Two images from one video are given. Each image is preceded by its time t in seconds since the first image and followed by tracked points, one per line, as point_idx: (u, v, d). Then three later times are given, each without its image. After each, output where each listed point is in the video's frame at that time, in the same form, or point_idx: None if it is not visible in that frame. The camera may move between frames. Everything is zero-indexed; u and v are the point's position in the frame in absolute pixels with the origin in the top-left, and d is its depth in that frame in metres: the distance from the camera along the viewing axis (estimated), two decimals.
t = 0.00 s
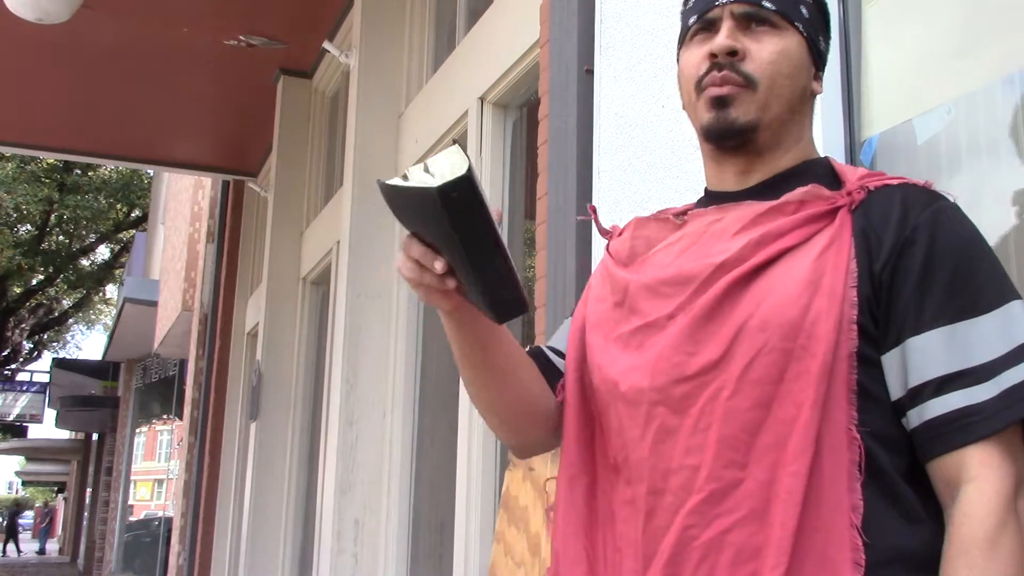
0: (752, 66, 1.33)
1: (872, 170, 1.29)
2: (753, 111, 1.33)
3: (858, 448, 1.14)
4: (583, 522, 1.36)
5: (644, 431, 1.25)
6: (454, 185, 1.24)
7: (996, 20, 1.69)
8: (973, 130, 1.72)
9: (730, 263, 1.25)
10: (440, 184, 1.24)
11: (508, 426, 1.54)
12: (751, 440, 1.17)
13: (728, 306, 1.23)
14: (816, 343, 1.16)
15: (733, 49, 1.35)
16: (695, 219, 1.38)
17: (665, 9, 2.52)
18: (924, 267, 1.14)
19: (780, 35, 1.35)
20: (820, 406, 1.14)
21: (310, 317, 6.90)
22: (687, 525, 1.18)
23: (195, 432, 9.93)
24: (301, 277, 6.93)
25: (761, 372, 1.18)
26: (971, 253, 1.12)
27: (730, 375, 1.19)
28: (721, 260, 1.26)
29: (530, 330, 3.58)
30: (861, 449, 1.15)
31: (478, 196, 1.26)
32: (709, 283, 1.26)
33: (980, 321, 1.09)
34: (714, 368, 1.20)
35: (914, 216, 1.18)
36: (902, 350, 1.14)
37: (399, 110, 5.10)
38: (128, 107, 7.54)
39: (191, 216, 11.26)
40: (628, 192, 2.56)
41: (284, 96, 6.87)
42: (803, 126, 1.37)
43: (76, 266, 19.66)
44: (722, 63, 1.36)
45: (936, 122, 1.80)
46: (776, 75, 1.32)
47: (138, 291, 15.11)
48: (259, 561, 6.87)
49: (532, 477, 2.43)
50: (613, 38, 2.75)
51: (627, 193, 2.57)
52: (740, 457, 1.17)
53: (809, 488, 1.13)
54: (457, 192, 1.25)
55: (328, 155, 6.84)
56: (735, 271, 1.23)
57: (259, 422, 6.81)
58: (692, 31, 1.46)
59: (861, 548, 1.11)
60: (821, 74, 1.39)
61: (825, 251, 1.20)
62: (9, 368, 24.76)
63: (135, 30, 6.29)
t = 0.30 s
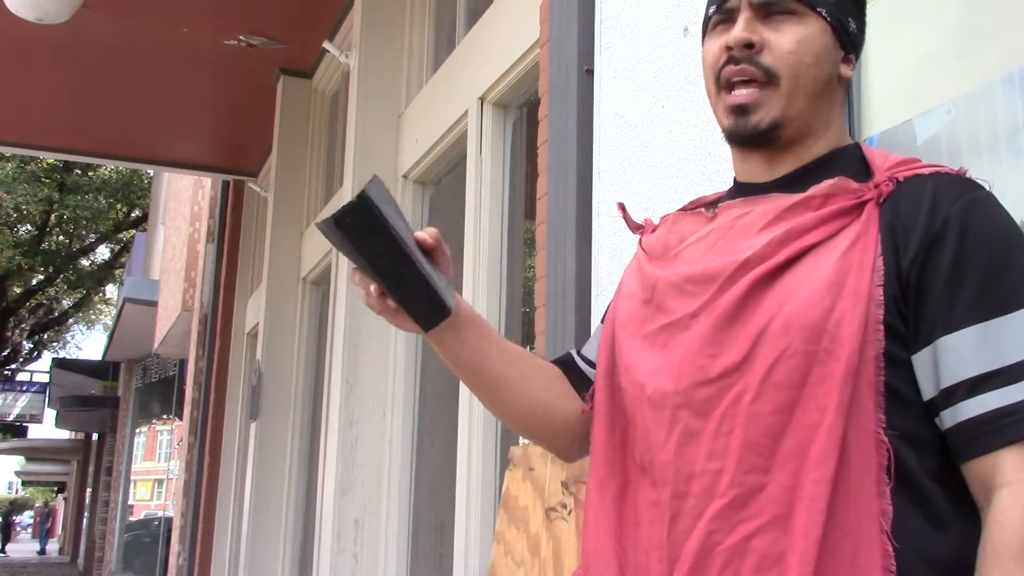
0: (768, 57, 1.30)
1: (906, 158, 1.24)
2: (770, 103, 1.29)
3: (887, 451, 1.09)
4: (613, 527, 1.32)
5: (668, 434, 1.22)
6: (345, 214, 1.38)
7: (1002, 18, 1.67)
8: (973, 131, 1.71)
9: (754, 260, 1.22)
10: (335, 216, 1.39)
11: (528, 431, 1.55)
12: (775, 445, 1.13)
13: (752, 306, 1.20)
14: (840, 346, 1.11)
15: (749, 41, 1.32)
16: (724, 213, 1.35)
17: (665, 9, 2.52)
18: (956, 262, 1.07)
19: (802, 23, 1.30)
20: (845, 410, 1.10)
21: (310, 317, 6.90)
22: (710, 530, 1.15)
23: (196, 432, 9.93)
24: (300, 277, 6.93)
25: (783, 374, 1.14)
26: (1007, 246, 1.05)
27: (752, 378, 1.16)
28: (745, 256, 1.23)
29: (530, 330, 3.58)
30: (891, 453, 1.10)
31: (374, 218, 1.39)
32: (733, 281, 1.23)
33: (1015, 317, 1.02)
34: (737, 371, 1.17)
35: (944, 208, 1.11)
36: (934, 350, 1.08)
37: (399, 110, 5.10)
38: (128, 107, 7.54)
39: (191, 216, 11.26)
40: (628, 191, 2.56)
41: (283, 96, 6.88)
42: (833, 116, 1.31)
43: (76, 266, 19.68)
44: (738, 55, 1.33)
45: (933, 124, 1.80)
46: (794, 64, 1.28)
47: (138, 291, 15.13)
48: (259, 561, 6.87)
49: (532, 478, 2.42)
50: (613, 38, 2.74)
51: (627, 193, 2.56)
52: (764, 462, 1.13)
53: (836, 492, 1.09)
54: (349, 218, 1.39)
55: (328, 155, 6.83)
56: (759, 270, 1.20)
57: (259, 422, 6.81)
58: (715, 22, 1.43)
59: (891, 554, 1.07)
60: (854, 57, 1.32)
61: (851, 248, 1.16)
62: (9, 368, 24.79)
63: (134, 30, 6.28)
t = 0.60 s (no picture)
0: (706, 69, 1.34)
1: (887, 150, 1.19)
2: (715, 112, 1.33)
3: (840, 447, 1.09)
4: (622, 526, 1.32)
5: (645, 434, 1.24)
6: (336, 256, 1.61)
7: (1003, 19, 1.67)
8: (973, 133, 1.72)
9: (725, 261, 1.22)
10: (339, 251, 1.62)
11: (555, 445, 1.58)
12: (733, 446, 1.13)
13: (720, 307, 1.20)
14: (792, 346, 1.11)
15: (690, 57, 1.37)
16: (722, 214, 1.36)
17: (664, 8, 2.51)
18: (909, 259, 1.05)
19: (740, 27, 1.32)
20: (795, 410, 1.10)
21: (310, 317, 6.89)
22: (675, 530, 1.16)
23: (196, 432, 9.94)
24: (300, 277, 6.92)
25: (740, 376, 1.14)
26: (964, 241, 1.02)
27: (713, 380, 1.16)
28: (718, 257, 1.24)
29: (530, 331, 3.57)
30: (847, 450, 1.09)
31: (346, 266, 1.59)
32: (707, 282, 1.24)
33: (968, 313, 1.00)
34: (701, 373, 1.17)
35: (904, 204, 1.08)
36: (891, 346, 1.06)
37: (399, 110, 5.10)
38: (127, 107, 7.54)
39: (191, 216, 11.26)
40: (628, 191, 2.56)
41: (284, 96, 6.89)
42: (793, 111, 1.30)
43: (76, 266, 19.68)
44: (684, 72, 1.38)
45: (933, 126, 1.81)
46: (730, 71, 1.31)
47: (139, 291, 15.13)
48: (259, 561, 6.87)
49: (532, 478, 2.43)
50: (613, 38, 2.73)
51: (628, 192, 2.56)
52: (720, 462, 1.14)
53: (787, 490, 1.10)
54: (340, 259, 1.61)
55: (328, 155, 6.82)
56: (726, 271, 1.21)
57: (259, 422, 6.81)
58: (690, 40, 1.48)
59: (846, 552, 1.06)
60: (820, 48, 1.28)
61: (809, 248, 1.15)
62: (9, 368, 24.80)
63: (133, 29, 6.28)
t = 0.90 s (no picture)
0: (648, 110, 1.46)
1: (836, 154, 1.21)
2: (664, 145, 1.44)
3: (773, 444, 1.14)
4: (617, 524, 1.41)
5: (622, 437, 1.32)
6: None
7: (1002, 17, 1.68)
8: (973, 131, 1.74)
9: (688, 268, 1.30)
10: None
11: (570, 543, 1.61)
12: (677, 446, 1.19)
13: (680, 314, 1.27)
14: (726, 348, 1.17)
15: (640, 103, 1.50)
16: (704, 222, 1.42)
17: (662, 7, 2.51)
18: (831, 261, 1.10)
19: (666, 61, 1.43)
20: (728, 410, 1.15)
21: (310, 317, 6.89)
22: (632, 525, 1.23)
23: (195, 433, 9.93)
24: (301, 277, 6.92)
25: (685, 379, 1.20)
26: (880, 242, 1.07)
27: (665, 384, 1.23)
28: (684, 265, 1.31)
29: (530, 331, 3.58)
30: (780, 444, 1.15)
31: None
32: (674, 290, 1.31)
33: (884, 308, 1.05)
34: (659, 377, 1.25)
35: (832, 205, 1.13)
36: (815, 347, 1.12)
37: (399, 110, 5.10)
38: (128, 108, 7.55)
39: (191, 216, 11.25)
40: (628, 192, 2.56)
41: (284, 96, 6.90)
42: (735, 125, 1.36)
43: (76, 266, 19.65)
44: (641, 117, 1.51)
45: (933, 124, 1.81)
46: (662, 104, 1.42)
47: (139, 291, 15.11)
48: (259, 561, 6.87)
49: (532, 477, 2.43)
50: (613, 38, 2.74)
51: (627, 192, 2.56)
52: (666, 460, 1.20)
53: (724, 488, 1.15)
54: None
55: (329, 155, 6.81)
56: (686, 279, 1.29)
57: (259, 422, 6.81)
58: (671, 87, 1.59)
59: (775, 546, 1.11)
60: (739, 57, 1.34)
61: (752, 254, 1.20)
62: (9, 368, 24.78)
63: (133, 30, 6.29)
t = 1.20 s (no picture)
0: (616, 134, 1.59)
1: (787, 160, 1.32)
2: (631, 166, 1.57)
3: (721, 440, 1.24)
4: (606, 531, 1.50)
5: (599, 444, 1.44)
6: None
7: (1001, 16, 1.68)
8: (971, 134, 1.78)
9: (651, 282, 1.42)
10: None
11: None
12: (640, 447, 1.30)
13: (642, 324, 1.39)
14: (676, 350, 1.28)
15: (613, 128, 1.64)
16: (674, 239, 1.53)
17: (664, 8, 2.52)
18: (764, 264, 1.21)
19: (627, 89, 1.56)
20: (679, 410, 1.26)
21: (310, 317, 6.90)
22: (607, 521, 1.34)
23: (195, 433, 9.94)
24: (301, 277, 6.93)
25: (643, 383, 1.32)
26: (806, 243, 1.18)
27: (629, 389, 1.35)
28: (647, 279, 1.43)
29: (530, 331, 3.60)
30: (727, 440, 1.25)
31: None
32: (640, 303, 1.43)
33: (806, 307, 1.16)
34: (625, 384, 1.37)
35: (764, 211, 1.23)
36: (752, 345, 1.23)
37: (399, 109, 5.09)
38: (127, 108, 7.56)
39: (191, 216, 11.25)
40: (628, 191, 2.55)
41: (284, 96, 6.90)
42: (687, 145, 1.48)
43: (76, 265, 19.62)
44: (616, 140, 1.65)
45: (931, 126, 1.84)
46: (625, 129, 1.55)
47: (138, 291, 15.10)
48: (260, 561, 6.87)
49: (532, 477, 2.43)
50: (612, 38, 2.74)
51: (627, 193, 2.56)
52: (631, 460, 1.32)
53: (680, 483, 1.26)
54: None
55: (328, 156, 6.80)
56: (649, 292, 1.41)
57: (259, 422, 6.80)
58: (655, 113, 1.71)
59: (726, 537, 1.21)
60: (682, 81, 1.46)
61: (698, 262, 1.31)
62: (9, 368, 24.77)
63: (133, 31, 6.30)
